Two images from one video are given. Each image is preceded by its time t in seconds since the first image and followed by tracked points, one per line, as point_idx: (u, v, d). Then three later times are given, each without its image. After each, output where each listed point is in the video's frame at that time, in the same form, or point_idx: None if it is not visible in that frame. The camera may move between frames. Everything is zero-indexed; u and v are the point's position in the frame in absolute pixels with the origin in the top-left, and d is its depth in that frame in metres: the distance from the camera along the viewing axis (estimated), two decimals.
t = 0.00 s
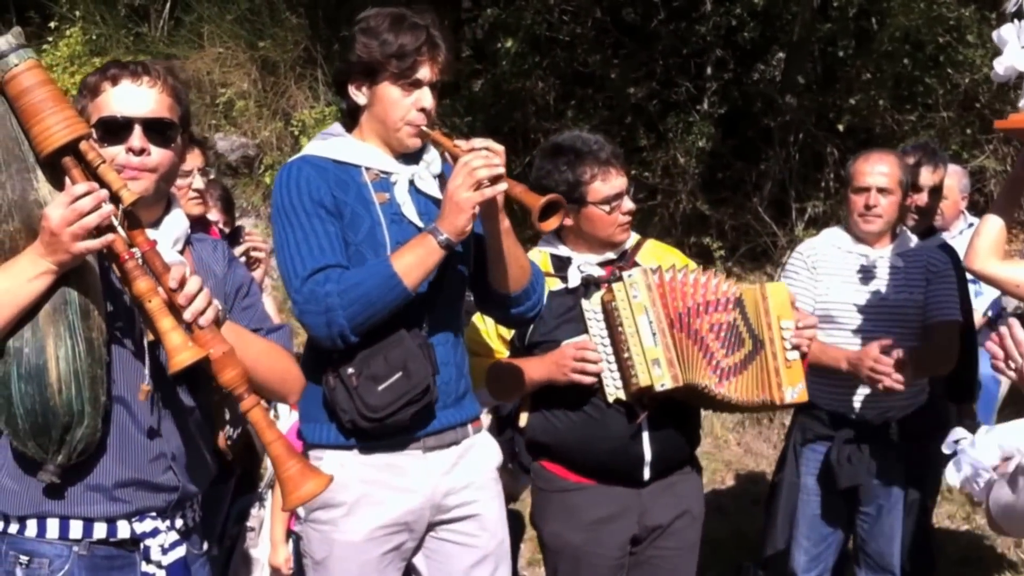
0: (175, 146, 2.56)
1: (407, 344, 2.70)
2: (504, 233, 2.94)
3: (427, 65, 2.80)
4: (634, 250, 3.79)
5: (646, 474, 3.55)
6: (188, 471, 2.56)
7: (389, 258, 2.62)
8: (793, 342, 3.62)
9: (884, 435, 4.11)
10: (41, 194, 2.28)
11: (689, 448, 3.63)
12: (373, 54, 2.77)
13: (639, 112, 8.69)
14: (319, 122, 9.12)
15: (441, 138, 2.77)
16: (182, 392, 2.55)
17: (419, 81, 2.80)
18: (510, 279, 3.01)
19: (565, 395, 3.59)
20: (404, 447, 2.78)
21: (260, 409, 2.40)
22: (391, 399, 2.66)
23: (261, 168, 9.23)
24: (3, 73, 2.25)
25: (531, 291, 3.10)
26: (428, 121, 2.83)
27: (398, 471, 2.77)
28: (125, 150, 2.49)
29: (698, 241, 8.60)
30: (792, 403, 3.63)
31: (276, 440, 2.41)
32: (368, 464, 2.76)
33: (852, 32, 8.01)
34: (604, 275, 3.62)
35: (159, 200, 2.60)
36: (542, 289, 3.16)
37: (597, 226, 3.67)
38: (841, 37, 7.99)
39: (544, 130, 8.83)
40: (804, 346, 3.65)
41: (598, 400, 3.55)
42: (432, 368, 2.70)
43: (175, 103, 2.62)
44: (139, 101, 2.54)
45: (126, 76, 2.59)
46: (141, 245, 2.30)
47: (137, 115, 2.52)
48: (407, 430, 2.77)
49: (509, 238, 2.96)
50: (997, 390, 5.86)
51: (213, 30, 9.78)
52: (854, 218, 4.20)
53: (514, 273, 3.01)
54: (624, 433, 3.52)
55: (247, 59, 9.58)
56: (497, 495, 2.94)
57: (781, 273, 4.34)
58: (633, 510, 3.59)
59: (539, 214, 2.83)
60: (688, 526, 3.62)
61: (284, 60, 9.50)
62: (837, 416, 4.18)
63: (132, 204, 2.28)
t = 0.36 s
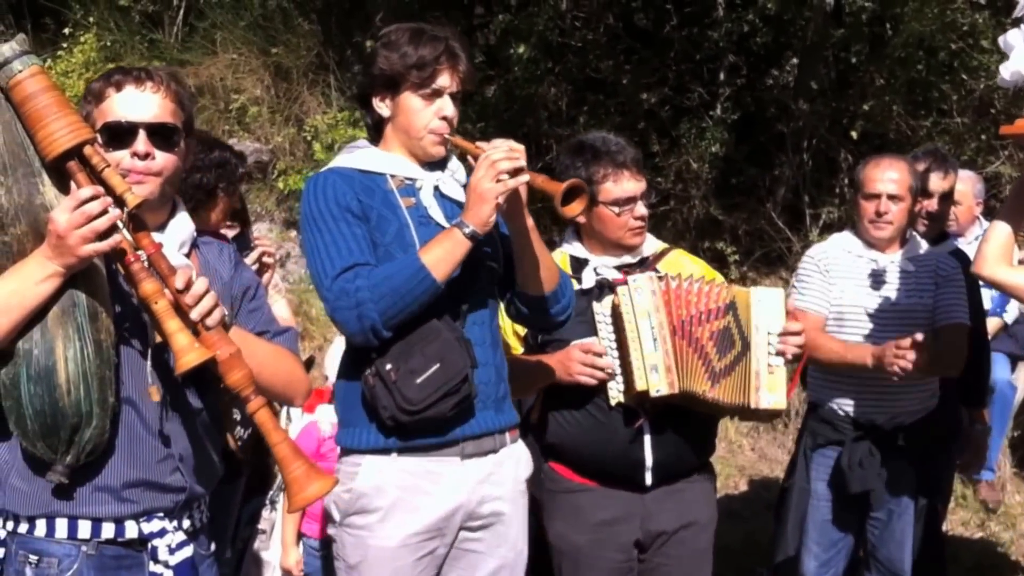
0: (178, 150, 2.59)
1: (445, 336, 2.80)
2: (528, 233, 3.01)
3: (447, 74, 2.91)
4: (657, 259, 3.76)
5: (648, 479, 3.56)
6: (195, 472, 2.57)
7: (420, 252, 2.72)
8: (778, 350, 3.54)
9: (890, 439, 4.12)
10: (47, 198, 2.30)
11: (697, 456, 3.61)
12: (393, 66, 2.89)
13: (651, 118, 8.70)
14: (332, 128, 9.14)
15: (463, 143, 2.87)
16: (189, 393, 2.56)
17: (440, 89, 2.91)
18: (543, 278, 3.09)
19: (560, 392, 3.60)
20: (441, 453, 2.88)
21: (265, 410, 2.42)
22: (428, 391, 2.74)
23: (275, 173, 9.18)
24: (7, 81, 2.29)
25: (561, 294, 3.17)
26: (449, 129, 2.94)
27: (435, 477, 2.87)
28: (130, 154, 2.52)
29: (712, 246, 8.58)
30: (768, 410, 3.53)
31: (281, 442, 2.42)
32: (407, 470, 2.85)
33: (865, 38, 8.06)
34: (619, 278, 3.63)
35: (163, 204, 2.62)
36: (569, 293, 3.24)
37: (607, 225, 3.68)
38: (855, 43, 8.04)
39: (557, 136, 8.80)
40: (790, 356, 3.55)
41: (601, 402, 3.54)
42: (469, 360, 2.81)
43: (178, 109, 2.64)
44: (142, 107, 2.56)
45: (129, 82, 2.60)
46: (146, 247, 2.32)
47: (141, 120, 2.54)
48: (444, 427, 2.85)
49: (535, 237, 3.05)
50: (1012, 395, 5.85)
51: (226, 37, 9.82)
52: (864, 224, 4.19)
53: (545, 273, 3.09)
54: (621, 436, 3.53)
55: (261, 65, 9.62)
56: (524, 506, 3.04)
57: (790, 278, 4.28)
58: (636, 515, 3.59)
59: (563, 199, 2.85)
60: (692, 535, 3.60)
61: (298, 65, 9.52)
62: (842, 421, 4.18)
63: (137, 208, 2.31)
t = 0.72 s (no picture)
0: (185, 156, 2.61)
1: (469, 337, 2.89)
2: (554, 233, 3.05)
3: (478, 83, 3.08)
4: (699, 266, 3.74)
5: (658, 480, 3.56)
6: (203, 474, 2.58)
7: (440, 256, 2.83)
8: (777, 358, 3.46)
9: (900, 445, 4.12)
10: (55, 203, 2.32)
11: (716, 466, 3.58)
12: (425, 77, 3.08)
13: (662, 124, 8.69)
14: (343, 135, 9.15)
15: (491, 148, 3.03)
16: (196, 395, 2.57)
17: (472, 98, 3.08)
18: (567, 285, 3.11)
19: (582, 391, 3.67)
20: (469, 456, 2.94)
21: (272, 412, 2.43)
22: (449, 391, 2.83)
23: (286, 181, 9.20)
24: (16, 87, 2.31)
25: (593, 299, 3.20)
26: (482, 138, 3.10)
27: (462, 480, 2.93)
28: (138, 159, 2.53)
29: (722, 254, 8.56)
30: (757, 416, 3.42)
31: (287, 443, 2.43)
32: (432, 471, 2.92)
33: (880, 45, 8.15)
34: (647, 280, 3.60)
35: (169, 210, 2.64)
36: (606, 297, 3.26)
37: (640, 221, 3.74)
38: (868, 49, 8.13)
39: (568, 143, 8.72)
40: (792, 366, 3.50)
41: (617, 396, 3.59)
42: (492, 361, 2.88)
43: (186, 115, 2.66)
44: (150, 113, 2.58)
45: (138, 89, 2.62)
46: (154, 251, 2.33)
47: (149, 126, 2.56)
48: (472, 430, 2.92)
49: (559, 241, 3.07)
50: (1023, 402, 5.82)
51: (237, 44, 9.78)
52: (875, 231, 4.20)
53: (572, 279, 3.11)
54: (628, 431, 3.56)
55: (272, 72, 9.59)
56: (551, 517, 3.07)
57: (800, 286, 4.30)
58: (648, 519, 3.61)
59: (571, 199, 2.87)
60: (704, 542, 3.58)
61: (308, 72, 9.56)
62: (853, 428, 4.16)
63: (144, 212, 2.31)
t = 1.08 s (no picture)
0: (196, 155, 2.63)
1: (474, 339, 2.90)
2: (561, 239, 2.95)
3: (504, 87, 3.12)
4: (748, 272, 3.74)
5: (679, 478, 3.57)
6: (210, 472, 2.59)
7: (444, 258, 2.87)
8: (793, 365, 3.44)
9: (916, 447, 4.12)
10: (63, 202, 2.35)
11: (733, 470, 3.56)
12: (452, 82, 3.13)
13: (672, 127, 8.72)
14: (353, 139, 9.18)
15: (512, 152, 3.06)
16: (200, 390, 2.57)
17: (497, 103, 3.11)
18: (576, 291, 3.01)
19: (616, 388, 3.70)
20: (478, 453, 2.95)
21: (277, 407, 2.44)
22: (451, 389, 2.87)
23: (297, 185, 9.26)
24: (24, 86, 2.34)
25: (606, 305, 3.07)
26: (506, 142, 3.12)
27: (472, 477, 2.95)
28: (146, 157, 2.56)
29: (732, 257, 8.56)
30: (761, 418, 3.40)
31: (293, 437, 2.45)
32: (441, 466, 2.95)
33: (887, 48, 8.10)
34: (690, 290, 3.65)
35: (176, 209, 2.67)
36: (622, 301, 3.12)
37: (687, 219, 3.79)
38: (875, 53, 8.10)
39: (575, 146, 8.72)
40: (804, 375, 3.45)
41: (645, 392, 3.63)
42: (495, 361, 2.89)
43: (196, 115, 2.68)
44: (160, 113, 2.61)
45: (147, 89, 2.65)
46: (159, 249, 2.35)
47: (158, 126, 2.58)
48: (475, 428, 2.93)
49: (566, 247, 2.96)
50: None
51: (248, 47, 9.83)
52: (881, 234, 4.22)
53: (580, 284, 3.00)
54: (648, 427, 3.59)
55: (283, 75, 9.66)
56: (562, 517, 3.08)
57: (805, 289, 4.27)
58: (668, 517, 3.61)
59: (560, 207, 2.76)
60: (722, 542, 3.58)
61: (319, 76, 9.59)
62: (860, 430, 4.15)
63: (149, 209, 2.34)
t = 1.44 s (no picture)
0: (204, 149, 2.59)
1: (477, 333, 2.88)
2: (566, 235, 2.93)
3: (512, 82, 3.09)
4: (771, 270, 3.71)
5: (686, 469, 3.55)
6: (218, 464, 2.56)
7: (446, 252, 2.85)
8: (797, 354, 3.40)
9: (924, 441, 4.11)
10: (67, 190, 2.33)
11: (742, 462, 3.54)
12: (462, 77, 3.13)
13: (678, 123, 8.71)
14: (358, 135, 9.15)
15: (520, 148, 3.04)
16: (195, 371, 2.53)
17: (506, 98, 3.09)
18: (580, 286, 2.99)
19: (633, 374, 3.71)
20: (481, 445, 2.93)
21: (271, 399, 2.42)
22: (454, 381, 2.85)
23: (301, 181, 9.26)
24: (30, 77, 2.32)
25: (609, 300, 3.05)
26: (514, 137, 3.10)
27: (475, 468, 2.93)
28: (155, 151, 2.54)
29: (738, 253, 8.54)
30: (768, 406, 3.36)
31: (285, 428, 2.43)
32: (444, 457, 2.93)
33: (895, 43, 8.02)
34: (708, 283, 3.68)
35: (190, 202, 2.64)
36: (625, 297, 3.10)
37: (711, 212, 3.78)
38: (883, 49, 8.01)
39: (581, 142, 8.67)
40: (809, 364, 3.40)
41: (657, 375, 3.63)
42: (497, 355, 2.86)
43: (207, 109, 2.65)
44: (170, 106, 2.58)
45: (156, 82, 2.63)
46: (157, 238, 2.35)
47: (167, 120, 2.56)
48: (477, 420, 2.91)
49: (570, 242, 2.94)
50: None
51: (253, 43, 9.83)
52: (885, 228, 4.18)
53: (584, 280, 2.98)
54: (656, 417, 3.57)
55: (288, 72, 9.67)
56: (565, 510, 3.06)
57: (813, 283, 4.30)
58: (676, 508, 3.59)
59: (562, 204, 2.76)
60: (730, 535, 3.56)
61: (324, 71, 9.57)
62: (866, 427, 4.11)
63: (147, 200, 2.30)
